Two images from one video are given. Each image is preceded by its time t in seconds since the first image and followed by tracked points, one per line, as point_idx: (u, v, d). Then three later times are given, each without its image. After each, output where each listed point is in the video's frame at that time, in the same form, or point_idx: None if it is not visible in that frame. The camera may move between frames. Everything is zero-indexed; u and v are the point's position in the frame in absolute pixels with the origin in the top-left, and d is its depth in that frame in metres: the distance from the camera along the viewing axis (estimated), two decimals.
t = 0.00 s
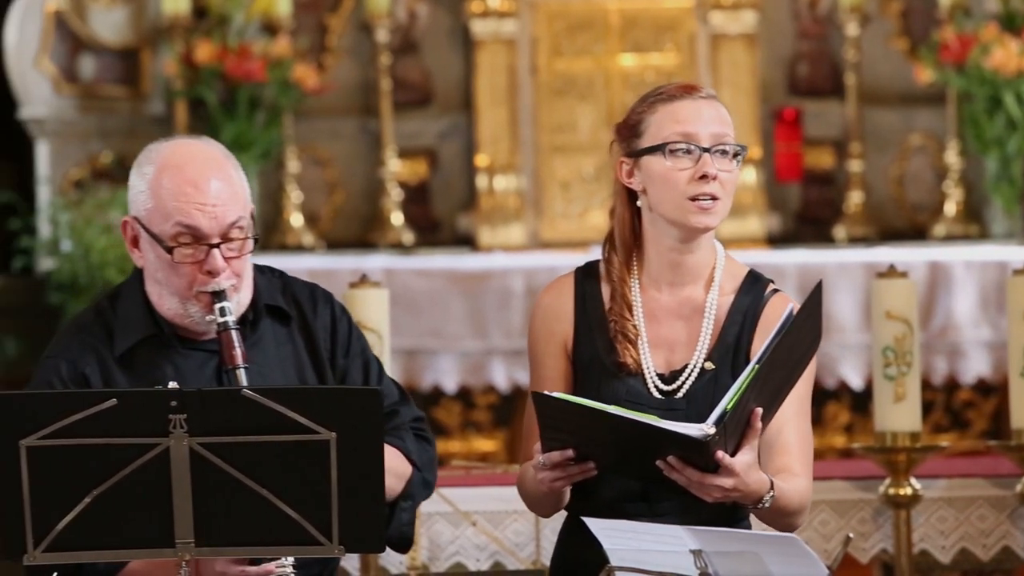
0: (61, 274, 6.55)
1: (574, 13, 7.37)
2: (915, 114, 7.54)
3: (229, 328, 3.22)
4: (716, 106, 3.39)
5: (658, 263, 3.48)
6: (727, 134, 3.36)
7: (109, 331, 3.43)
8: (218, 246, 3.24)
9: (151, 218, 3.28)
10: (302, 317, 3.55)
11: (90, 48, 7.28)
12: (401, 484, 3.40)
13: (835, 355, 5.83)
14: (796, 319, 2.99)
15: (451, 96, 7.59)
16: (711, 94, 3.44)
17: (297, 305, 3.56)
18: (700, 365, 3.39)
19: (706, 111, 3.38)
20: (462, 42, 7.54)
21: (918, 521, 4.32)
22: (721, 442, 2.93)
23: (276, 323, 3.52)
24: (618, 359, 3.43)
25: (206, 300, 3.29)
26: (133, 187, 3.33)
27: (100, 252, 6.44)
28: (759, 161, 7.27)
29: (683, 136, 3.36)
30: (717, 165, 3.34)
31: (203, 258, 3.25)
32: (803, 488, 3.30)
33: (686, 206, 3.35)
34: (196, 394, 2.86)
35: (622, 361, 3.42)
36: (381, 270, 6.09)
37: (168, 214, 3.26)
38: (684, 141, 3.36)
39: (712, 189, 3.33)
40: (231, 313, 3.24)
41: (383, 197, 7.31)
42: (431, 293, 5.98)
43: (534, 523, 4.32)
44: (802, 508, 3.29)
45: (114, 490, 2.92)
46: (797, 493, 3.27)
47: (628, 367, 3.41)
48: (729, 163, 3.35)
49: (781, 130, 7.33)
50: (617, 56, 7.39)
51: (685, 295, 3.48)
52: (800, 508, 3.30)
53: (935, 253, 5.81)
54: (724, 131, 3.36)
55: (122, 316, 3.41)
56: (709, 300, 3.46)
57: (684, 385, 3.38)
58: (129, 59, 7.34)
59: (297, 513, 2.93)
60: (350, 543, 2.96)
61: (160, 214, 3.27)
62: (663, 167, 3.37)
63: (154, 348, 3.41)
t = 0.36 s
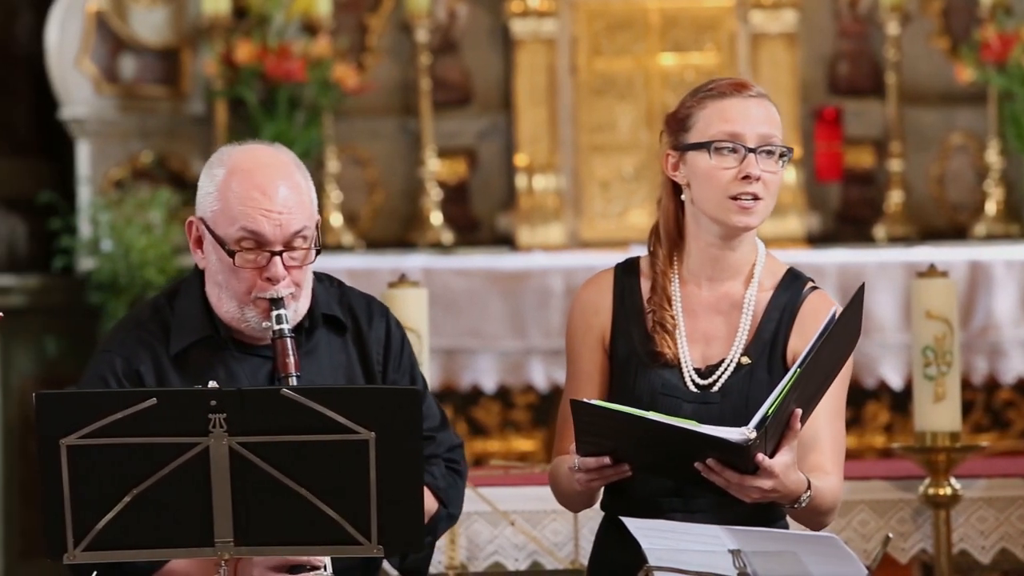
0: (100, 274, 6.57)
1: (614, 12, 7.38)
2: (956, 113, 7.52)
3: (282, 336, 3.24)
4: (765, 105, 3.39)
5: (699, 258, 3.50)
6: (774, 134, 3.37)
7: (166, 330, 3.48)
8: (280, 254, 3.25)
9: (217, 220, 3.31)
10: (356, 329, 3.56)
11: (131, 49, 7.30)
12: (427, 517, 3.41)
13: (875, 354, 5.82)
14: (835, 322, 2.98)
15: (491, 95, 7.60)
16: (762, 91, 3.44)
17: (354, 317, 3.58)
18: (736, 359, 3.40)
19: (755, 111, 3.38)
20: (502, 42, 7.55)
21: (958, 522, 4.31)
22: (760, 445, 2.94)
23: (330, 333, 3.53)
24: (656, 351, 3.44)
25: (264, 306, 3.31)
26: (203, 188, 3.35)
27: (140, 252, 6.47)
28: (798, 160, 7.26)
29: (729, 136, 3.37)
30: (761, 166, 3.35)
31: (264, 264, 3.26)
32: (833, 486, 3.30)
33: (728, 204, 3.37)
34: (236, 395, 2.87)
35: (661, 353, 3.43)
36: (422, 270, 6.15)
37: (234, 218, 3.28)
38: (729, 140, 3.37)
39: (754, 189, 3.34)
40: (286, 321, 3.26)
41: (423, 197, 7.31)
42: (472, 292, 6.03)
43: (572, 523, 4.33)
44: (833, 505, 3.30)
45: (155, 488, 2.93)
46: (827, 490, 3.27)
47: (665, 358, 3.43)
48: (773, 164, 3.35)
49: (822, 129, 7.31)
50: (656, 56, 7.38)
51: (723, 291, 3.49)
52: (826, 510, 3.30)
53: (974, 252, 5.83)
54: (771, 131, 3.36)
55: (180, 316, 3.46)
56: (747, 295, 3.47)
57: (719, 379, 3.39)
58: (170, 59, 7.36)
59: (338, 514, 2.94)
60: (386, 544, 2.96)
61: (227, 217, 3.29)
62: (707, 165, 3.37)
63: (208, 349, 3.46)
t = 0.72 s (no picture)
0: (124, 273, 6.58)
1: (637, 11, 7.37)
2: (979, 113, 7.52)
3: (308, 338, 3.25)
4: (800, 101, 3.38)
5: (726, 250, 3.50)
6: (809, 131, 3.35)
7: (190, 334, 3.50)
8: (301, 258, 3.25)
9: (237, 226, 3.30)
10: (381, 326, 3.57)
11: (154, 48, 7.31)
12: (456, 511, 3.41)
13: (899, 354, 5.82)
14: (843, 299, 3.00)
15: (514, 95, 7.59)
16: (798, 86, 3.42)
17: (378, 314, 3.58)
18: (760, 348, 3.40)
19: (791, 107, 3.36)
20: (526, 42, 7.54)
21: (982, 522, 4.31)
22: (769, 424, 2.96)
23: (354, 332, 3.54)
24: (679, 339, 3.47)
25: (287, 309, 3.31)
26: (220, 194, 3.36)
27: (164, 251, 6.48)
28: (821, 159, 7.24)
29: (765, 132, 3.35)
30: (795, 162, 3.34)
31: (285, 269, 3.26)
32: (867, 471, 3.30)
33: (760, 200, 3.36)
34: (257, 391, 2.88)
35: (686, 341, 3.45)
36: (445, 270, 6.17)
37: (253, 224, 3.27)
38: (764, 136, 3.35)
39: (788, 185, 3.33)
40: (311, 324, 3.27)
41: (446, 196, 7.31)
42: (494, 292, 6.05)
43: (595, 523, 4.34)
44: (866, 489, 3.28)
45: (177, 491, 2.94)
46: (862, 475, 3.28)
47: (688, 346, 3.45)
48: (807, 161, 3.34)
49: (846, 129, 7.27)
50: (679, 56, 7.38)
51: (748, 282, 3.49)
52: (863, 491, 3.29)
53: (999, 252, 5.82)
54: (806, 128, 3.35)
55: (203, 320, 3.48)
56: (772, 285, 3.46)
57: (741, 367, 3.39)
58: (193, 59, 7.37)
59: (359, 510, 2.93)
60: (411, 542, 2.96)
61: (246, 224, 3.28)
62: (741, 159, 3.36)
63: (232, 353, 3.46)
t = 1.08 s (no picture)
0: (155, 273, 6.59)
1: (666, 11, 7.37)
2: (1009, 112, 7.50)
3: (338, 338, 3.25)
4: (836, 113, 3.35)
5: (781, 247, 3.52)
6: (834, 149, 3.34)
7: (222, 333, 3.50)
8: (331, 258, 3.25)
9: (268, 224, 3.31)
10: (413, 328, 3.57)
11: (184, 48, 7.32)
12: (494, 507, 3.41)
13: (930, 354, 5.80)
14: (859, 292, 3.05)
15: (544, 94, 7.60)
16: (850, 88, 3.37)
17: (410, 316, 3.59)
18: (804, 345, 3.43)
19: (822, 121, 3.34)
20: (555, 42, 7.55)
21: (1012, 522, 4.29)
22: (791, 415, 2.96)
23: (387, 333, 3.55)
24: (730, 332, 3.50)
25: (316, 309, 3.31)
26: (254, 192, 3.37)
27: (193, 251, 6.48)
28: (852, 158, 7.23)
29: (786, 145, 3.36)
30: (811, 179, 3.35)
31: (315, 268, 3.26)
32: (901, 473, 3.30)
33: (778, 209, 3.40)
34: (286, 391, 2.88)
35: (736, 334, 3.49)
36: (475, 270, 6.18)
37: (284, 222, 3.27)
38: (786, 150, 3.36)
39: (803, 200, 3.36)
40: (340, 323, 3.27)
41: (476, 196, 7.30)
42: (523, 292, 6.06)
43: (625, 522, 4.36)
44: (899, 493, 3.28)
45: (207, 489, 2.94)
46: (892, 477, 3.26)
47: (736, 337, 3.49)
48: (825, 179, 3.35)
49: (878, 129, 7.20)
50: (708, 55, 7.37)
51: (800, 280, 3.50)
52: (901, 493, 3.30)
53: None
54: (831, 147, 3.34)
55: (236, 319, 3.48)
56: (824, 285, 3.47)
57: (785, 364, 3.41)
58: (222, 59, 7.39)
59: (388, 510, 2.94)
60: (440, 541, 2.97)
61: (277, 222, 3.29)
62: (765, 167, 3.39)
63: (263, 352, 3.47)
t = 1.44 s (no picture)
0: (183, 272, 6.58)
1: (694, 10, 7.36)
2: None
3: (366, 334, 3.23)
4: (895, 115, 3.44)
5: (843, 247, 3.65)
6: (889, 151, 3.43)
7: (253, 331, 3.51)
8: (362, 254, 3.28)
9: (299, 221, 3.33)
10: (444, 328, 3.57)
11: (213, 48, 7.33)
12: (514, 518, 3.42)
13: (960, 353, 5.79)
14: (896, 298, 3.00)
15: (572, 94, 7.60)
16: (914, 92, 3.46)
17: (441, 317, 3.59)
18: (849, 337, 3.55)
19: (881, 122, 3.43)
20: (583, 41, 7.54)
21: None
22: (810, 416, 2.98)
23: (417, 334, 3.55)
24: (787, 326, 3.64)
25: (346, 307, 3.32)
26: (287, 188, 3.39)
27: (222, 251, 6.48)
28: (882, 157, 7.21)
29: (844, 144, 3.45)
30: (864, 180, 3.44)
31: (345, 265, 3.28)
32: (936, 476, 3.30)
33: (833, 207, 3.50)
34: (316, 390, 2.88)
35: (792, 329, 3.62)
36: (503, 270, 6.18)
37: (315, 219, 3.29)
38: (843, 149, 3.45)
39: (855, 200, 3.46)
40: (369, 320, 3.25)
41: (504, 195, 7.30)
42: (551, 292, 6.05)
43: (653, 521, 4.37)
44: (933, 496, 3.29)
45: (237, 487, 2.94)
46: (922, 480, 3.27)
47: (791, 332, 3.62)
48: (877, 181, 3.44)
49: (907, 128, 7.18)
50: (736, 54, 7.36)
51: (859, 277, 3.63)
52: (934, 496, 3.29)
53: None
54: (885, 149, 3.43)
55: (266, 317, 3.49)
56: (879, 282, 3.60)
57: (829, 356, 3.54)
58: (251, 59, 7.39)
59: (418, 511, 2.94)
60: (469, 542, 2.97)
61: (309, 219, 3.30)
62: (823, 165, 3.49)
63: (293, 350, 3.47)
